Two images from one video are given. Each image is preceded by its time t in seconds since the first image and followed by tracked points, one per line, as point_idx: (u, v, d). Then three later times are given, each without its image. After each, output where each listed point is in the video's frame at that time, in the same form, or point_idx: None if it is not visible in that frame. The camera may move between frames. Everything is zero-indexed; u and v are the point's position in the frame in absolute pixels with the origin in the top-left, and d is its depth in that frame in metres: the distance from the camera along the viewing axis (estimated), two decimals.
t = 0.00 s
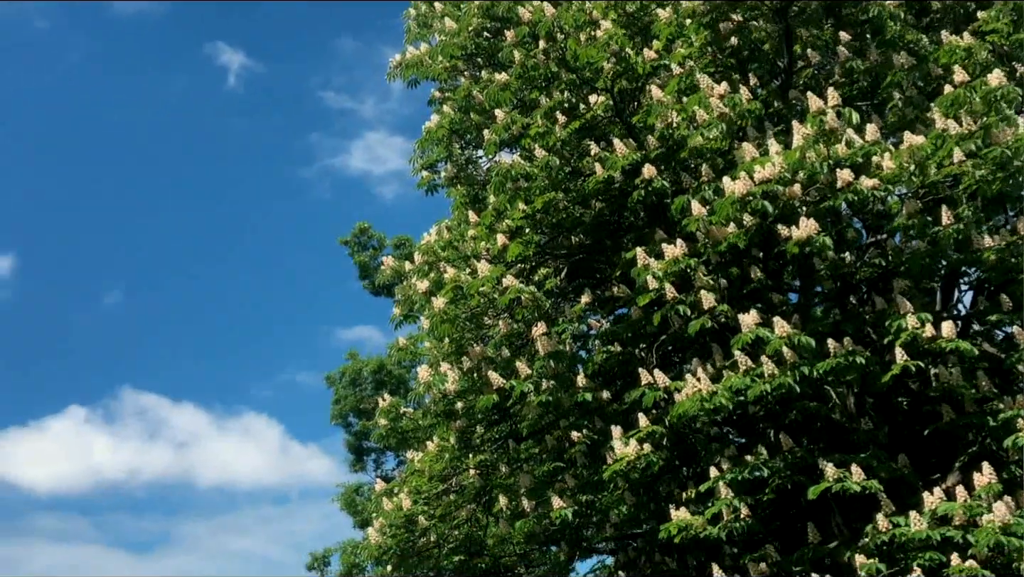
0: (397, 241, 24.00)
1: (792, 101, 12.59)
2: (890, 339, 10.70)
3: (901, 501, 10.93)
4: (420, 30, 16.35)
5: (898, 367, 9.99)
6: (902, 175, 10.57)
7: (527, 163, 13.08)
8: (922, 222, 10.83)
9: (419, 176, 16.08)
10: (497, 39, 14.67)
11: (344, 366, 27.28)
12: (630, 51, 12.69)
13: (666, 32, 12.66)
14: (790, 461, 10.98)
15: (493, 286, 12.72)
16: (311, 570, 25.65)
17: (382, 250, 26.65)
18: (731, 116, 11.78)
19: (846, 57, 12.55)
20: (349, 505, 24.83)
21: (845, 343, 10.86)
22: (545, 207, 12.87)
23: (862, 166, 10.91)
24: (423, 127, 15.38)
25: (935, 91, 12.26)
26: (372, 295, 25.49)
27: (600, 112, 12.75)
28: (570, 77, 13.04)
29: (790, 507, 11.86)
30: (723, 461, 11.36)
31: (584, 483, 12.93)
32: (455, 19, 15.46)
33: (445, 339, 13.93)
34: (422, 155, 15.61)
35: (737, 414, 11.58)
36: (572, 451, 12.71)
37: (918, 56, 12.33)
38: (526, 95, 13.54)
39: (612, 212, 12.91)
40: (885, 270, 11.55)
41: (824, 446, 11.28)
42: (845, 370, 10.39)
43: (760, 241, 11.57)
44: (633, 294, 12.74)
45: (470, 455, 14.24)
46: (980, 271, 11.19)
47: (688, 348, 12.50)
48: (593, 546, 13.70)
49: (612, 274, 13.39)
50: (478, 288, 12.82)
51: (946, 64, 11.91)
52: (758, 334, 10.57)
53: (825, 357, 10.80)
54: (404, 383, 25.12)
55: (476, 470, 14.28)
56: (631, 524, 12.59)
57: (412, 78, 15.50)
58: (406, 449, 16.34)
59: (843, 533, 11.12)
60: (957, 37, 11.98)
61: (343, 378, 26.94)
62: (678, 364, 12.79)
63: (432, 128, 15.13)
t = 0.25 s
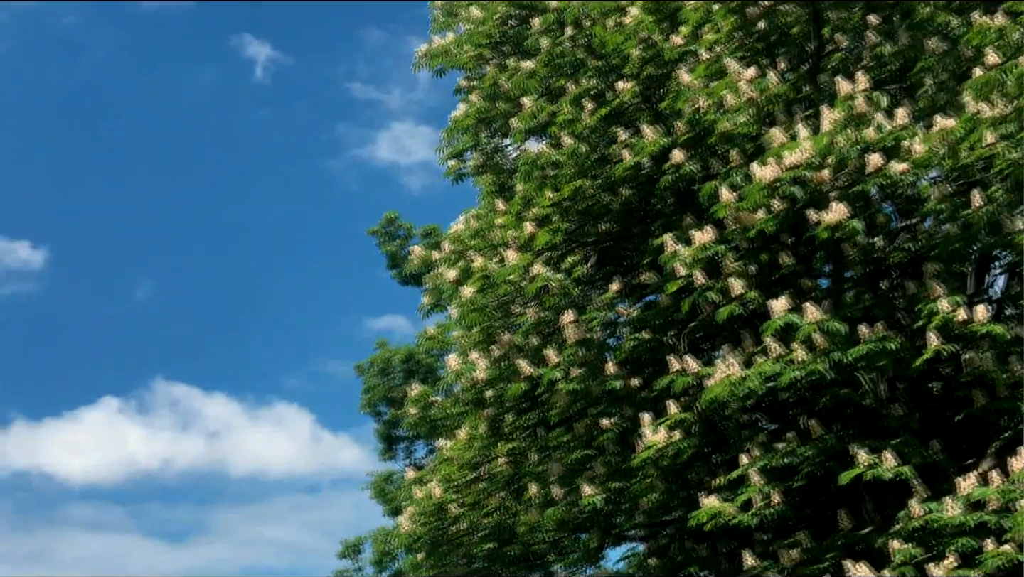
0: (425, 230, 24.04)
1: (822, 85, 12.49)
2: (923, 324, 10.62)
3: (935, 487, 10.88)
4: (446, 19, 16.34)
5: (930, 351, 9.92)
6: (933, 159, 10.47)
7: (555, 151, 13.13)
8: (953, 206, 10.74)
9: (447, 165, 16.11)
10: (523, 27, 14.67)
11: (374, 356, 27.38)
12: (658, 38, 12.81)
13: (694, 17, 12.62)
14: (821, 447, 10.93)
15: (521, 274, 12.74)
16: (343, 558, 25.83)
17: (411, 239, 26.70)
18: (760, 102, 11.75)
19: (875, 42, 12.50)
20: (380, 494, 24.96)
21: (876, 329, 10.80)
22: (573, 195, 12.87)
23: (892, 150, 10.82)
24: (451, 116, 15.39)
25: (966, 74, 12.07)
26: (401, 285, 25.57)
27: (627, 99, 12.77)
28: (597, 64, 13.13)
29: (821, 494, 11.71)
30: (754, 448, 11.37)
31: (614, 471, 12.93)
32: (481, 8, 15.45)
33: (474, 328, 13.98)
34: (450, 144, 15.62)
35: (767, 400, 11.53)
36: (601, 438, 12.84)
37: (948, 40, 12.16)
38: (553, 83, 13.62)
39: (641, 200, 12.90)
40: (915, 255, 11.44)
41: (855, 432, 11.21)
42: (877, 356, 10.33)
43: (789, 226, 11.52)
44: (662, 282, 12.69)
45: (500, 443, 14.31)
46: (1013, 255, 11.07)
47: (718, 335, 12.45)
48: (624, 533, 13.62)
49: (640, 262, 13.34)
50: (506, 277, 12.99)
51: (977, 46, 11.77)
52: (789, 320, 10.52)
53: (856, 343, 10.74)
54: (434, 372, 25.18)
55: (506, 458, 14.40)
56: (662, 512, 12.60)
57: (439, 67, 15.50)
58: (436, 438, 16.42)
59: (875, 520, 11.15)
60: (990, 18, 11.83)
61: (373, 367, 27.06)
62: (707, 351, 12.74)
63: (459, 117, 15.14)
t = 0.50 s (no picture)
0: (451, 219, 24.04)
1: (850, 68, 12.39)
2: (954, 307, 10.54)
3: (966, 472, 10.79)
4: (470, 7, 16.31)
5: (962, 335, 9.86)
6: (962, 141, 10.35)
7: (580, 138, 12.99)
8: (984, 189, 10.63)
9: (472, 153, 16.11)
10: (548, 13, 14.62)
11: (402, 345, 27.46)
12: (684, 22, 12.61)
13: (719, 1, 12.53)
14: (851, 433, 10.87)
15: (548, 262, 12.73)
16: (374, 546, 25.97)
17: (437, 228, 26.72)
18: (785, 84, 11.64)
19: (902, 23, 12.35)
20: (410, 481, 25.06)
21: (906, 313, 10.72)
22: (599, 182, 12.83)
23: (922, 133, 10.72)
24: (476, 104, 15.38)
25: (995, 54, 12.04)
26: (427, 273, 25.61)
27: (653, 85, 12.73)
28: (622, 50, 12.97)
29: (851, 479, 11.69)
30: (784, 434, 11.27)
31: (643, 458, 12.93)
32: None
33: (501, 316, 14.00)
34: (475, 132, 15.61)
35: (797, 384, 11.54)
36: (630, 425, 12.75)
37: (978, 20, 12.14)
38: (579, 70, 13.55)
39: (668, 186, 12.92)
40: (946, 238, 11.30)
41: (885, 417, 11.13)
42: (908, 340, 10.25)
43: (818, 210, 11.46)
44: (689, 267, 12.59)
45: (528, 431, 14.33)
46: None
47: (747, 321, 12.35)
48: (653, 520, 13.76)
49: (667, 249, 13.35)
50: (532, 264, 12.89)
51: (1008, 26, 11.63)
52: (819, 304, 10.46)
53: (886, 327, 10.67)
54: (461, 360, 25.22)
55: (534, 445, 14.40)
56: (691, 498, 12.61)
57: (463, 56, 15.49)
58: (465, 426, 16.46)
59: (906, 505, 11.01)
60: None
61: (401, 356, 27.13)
62: (736, 337, 12.72)
63: (484, 105, 15.13)
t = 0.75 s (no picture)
0: (478, 207, 24.04)
1: (878, 50, 12.28)
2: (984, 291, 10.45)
3: (998, 456, 10.73)
4: None
5: (993, 318, 9.78)
6: (992, 123, 10.23)
7: (606, 124, 13.06)
8: (1015, 170, 10.53)
9: (498, 141, 16.12)
10: None
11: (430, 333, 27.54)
12: (709, 7, 12.29)
13: None
14: (882, 418, 10.84)
15: (574, 249, 12.74)
16: (404, 533, 26.13)
17: (464, 216, 26.73)
18: (813, 69, 11.56)
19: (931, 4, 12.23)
20: (439, 469, 25.17)
21: (936, 296, 10.65)
22: (625, 168, 12.81)
23: (951, 115, 10.62)
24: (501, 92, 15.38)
25: None
26: (454, 262, 25.66)
27: (679, 69, 12.70)
28: (647, 35, 12.99)
29: (882, 463, 11.65)
30: (813, 419, 11.27)
31: (672, 444, 12.94)
32: None
33: (529, 304, 14.04)
34: (501, 120, 15.61)
35: (826, 370, 11.51)
36: (658, 412, 12.87)
37: None
38: (604, 55, 13.47)
39: (694, 171, 12.79)
40: (976, 221, 11.20)
41: (916, 401, 11.10)
42: (937, 324, 10.19)
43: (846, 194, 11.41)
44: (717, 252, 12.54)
45: (557, 418, 14.37)
46: None
47: (775, 306, 12.28)
48: (683, 506, 13.75)
49: (694, 234, 13.20)
50: (558, 253, 13.13)
51: None
52: (848, 289, 10.42)
53: (915, 310, 10.61)
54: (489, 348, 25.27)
55: (563, 432, 14.32)
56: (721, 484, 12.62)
57: (488, 43, 15.48)
58: (494, 413, 16.53)
59: (937, 489, 10.99)
60: None
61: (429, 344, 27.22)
62: (764, 322, 12.63)
63: (510, 92, 15.12)
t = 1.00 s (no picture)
0: (504, 194, 24.01)
1: (907, 31, 12.16)
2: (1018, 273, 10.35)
3: None
4: None
5: None
6: None
7: (634, 109, 12.97)
8: None
9: (525, 128, 16.09)
10: None
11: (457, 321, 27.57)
12: None
13: None
14: (914, 403, 10.75)
15: (603, 235, 12.71)
16: (434, 520, 26.23)
17: (490, 203, 26.72)
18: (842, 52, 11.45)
19: None
20: (469, 456, 25.24)
21: (968, 279, 10.55)
22: (653, 153, 12.76)
23: (983, 95, 10.50)
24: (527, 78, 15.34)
25: None
26: (482, 249, 25.66)
27: (706, 53, 12.62)
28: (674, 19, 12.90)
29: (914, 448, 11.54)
30: (846, 403, 11.20)
31: (702, 430, 12.91)
32: None
33: (557, 290, 14.03)
34: (527, 106, 15.57)
35: (857, 353, 11.42)
36: (688, 398, 12.78)
37: None
38: (631, 40, 13.43)
39: (723, 155, 12.70)
40: (1009, 202, 11.08)
41: (948, 385, 11.02)
42: (970, 307, 10.10)
43: (876, 177, 11.30)
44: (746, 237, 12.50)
45: (586, 405, 14.35)
46: None
47: (806, 291, 12.30)
48: (714, 492, 13.77)
49: (723, 218, 13.26)
50: (587, 237, 12.89)
51: None
52: (879, 273, 10.31)
53: (947, 294, 10.51)
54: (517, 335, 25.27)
55: (592, 419, 14.41)
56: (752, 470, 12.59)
57: (514, 30, 15.44)
58: (523, 400, 16.55)
59: (971, 474, 10.89)
60: None
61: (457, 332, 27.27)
62: (794, 307, 12.63)
63: (536, 79, 15.08)
